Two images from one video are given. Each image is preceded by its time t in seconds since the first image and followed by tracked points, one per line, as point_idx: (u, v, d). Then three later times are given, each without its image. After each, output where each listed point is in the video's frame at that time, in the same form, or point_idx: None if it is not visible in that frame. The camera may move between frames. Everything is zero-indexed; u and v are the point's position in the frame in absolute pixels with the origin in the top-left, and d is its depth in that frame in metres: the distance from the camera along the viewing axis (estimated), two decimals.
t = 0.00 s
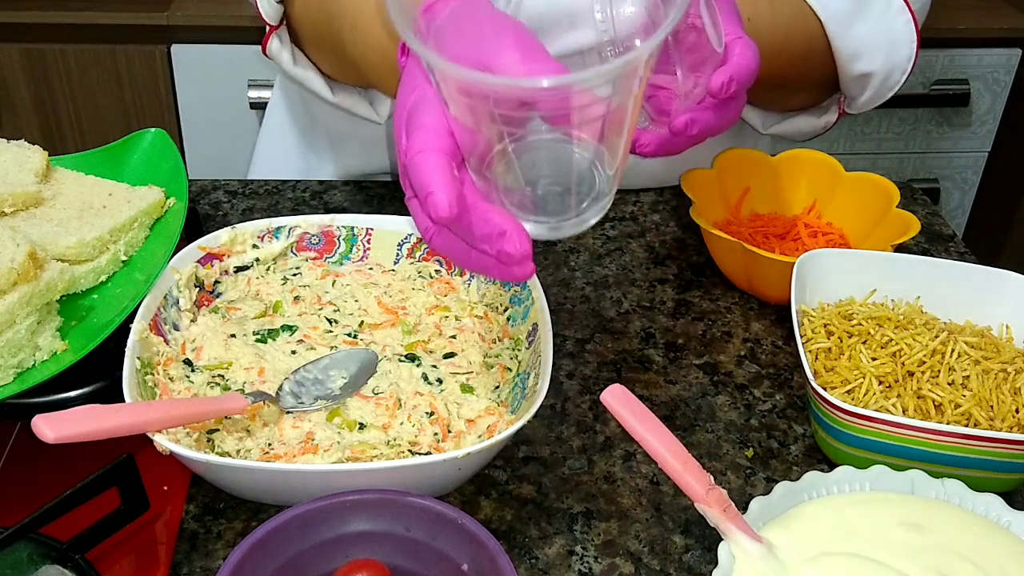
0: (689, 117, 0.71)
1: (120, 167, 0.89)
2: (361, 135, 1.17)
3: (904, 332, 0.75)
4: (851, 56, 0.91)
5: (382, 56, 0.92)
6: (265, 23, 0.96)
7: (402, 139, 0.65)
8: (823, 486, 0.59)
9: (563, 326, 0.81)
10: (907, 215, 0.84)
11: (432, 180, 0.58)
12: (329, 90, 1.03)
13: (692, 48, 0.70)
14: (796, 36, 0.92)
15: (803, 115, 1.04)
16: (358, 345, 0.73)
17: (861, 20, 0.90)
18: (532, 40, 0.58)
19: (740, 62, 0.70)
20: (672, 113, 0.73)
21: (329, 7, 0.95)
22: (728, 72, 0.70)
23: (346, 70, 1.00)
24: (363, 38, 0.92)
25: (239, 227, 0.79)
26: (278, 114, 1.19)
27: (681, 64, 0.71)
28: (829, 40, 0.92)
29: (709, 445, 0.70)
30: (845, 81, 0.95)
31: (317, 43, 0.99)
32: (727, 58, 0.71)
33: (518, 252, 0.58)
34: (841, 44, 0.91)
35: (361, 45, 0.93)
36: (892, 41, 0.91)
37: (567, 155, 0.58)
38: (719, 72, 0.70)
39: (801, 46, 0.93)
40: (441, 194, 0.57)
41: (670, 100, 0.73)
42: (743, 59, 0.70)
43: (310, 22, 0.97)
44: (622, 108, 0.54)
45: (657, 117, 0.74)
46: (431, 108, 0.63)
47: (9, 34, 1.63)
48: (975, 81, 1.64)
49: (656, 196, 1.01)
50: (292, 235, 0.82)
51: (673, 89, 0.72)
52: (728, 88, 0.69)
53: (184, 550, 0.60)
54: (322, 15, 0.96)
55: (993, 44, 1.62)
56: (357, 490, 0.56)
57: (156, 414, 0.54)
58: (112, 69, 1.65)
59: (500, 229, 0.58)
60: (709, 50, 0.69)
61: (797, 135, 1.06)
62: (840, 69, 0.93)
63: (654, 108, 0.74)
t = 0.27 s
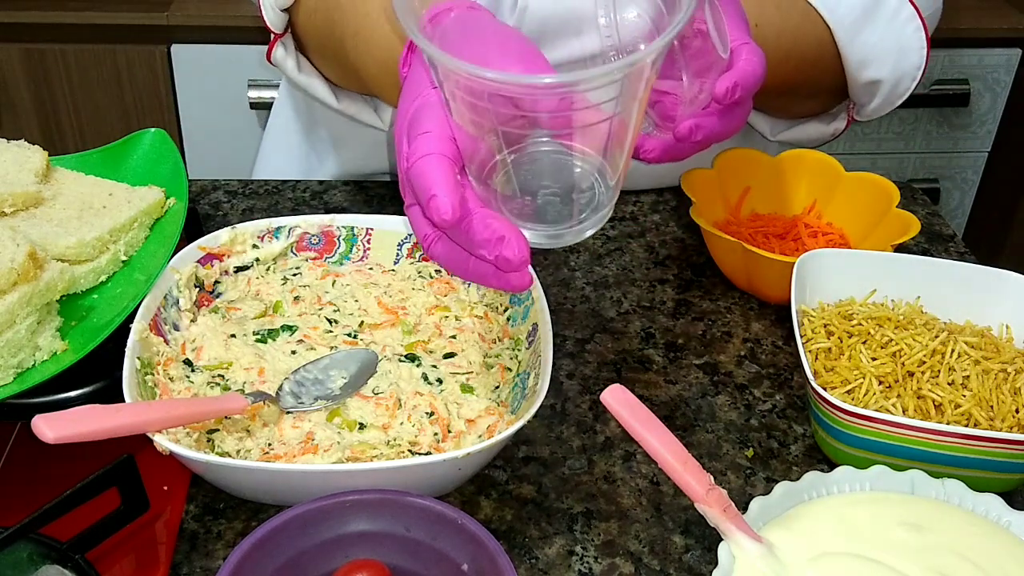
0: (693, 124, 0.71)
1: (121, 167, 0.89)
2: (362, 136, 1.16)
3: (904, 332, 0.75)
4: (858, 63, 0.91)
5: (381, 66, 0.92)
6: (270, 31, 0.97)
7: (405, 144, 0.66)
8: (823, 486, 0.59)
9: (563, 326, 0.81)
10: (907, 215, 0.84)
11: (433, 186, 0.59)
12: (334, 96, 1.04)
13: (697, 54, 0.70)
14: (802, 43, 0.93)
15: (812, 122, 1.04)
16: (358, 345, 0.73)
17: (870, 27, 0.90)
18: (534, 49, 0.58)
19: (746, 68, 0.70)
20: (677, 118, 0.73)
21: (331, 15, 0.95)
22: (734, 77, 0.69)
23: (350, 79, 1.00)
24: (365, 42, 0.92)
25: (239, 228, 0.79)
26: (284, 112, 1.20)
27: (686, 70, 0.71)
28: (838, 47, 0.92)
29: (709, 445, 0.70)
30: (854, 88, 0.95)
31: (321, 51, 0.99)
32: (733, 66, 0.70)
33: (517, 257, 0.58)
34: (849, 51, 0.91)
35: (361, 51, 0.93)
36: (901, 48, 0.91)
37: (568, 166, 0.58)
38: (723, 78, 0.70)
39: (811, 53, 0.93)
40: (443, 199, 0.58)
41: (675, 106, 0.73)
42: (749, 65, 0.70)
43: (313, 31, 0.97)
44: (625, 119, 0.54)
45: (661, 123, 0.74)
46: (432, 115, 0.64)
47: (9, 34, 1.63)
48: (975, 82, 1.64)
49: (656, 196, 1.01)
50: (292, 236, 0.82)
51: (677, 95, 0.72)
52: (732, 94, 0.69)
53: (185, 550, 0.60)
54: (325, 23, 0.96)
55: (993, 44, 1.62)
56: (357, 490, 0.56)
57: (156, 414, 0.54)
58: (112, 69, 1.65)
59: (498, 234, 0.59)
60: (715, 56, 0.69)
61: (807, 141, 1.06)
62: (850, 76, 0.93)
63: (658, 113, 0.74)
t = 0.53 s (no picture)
0: (694, 133, 0.71)
1: (121, 167, 0.89)
2: (364, 136, 1.15)
3: (904, 332, 0.75)
4: (862, 68, 0.92)
5: (382, 67, 0.92)
6: (271, 35, 0.97)
7: (410, 139, 0.65)
8: (823, 486, 0.59)
9: (563, 326, 0.81)
10: (907, 216, 0.84)
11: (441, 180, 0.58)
12: (334, 99, 1.03)
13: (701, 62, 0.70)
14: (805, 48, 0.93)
15: (815, 126, 1.04)
16: (358, 345, 0.73)
17: (874, 30, 0.90)
18: (538, 49, 0.59)
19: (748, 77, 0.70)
20: (679, 125, 0.73)
21: (334, 15, 0.95)
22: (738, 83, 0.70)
23: (350, 82, 1.00)
24: (367, 46, 0.92)
25: (239, 227, 0.79)
26: (287, 115, 1.20)
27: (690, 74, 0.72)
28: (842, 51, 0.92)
29: (709, 445, 0.70)
30: (857, 91, 0.95)
31: (323, 54, 0.99)
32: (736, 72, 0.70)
33: (523, 251, 0.58)
34: (854, 55, 0.91)
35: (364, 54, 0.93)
36: (906, 51, 0.91)
37: (573, 162, 0.60)
38: (726, 85, 0.70)
39: (813, 56, 0.93)
40: (453, 193, 0.57)
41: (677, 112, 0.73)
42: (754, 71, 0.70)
43: (314, 33, 0.97)
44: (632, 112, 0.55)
45: (664, 128, 0.75)
46: (439, 110, 0.63)
47: (9, 34, 1.63)
48: (975, 82, 1.64)
49: (656, 196, 1.01)
50: (292, 236, 0.82)
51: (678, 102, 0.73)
52: (734, 103, 0.70)
53: (185, 550, 0.60)
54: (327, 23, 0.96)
55: (993, 44, 1.62)
56: (357, 490, 0.56)
57: (156, 414, 0.54)
58: (112, 69, 1.65)
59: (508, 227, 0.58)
60: (718, 63, 0.69)
61: (810, 146, 1.05)
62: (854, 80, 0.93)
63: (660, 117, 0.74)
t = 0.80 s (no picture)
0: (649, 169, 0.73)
1: (121, 167, 0.89)
2: (362, 133, 1.15)
3: (904, 332, 0.75)
4: (863, 73, 0.91)
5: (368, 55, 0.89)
6: (262, 29, 0.97)
7: (416, 103, 0.59)
8: (823, 487, 0.59)
9: (563, 326, 0.81)
10: (907, 215, 0.84)
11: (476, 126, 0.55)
12: (329, 91, 1.04)
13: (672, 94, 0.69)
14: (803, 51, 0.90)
15: (818, 125, 1.05)
16: (358, 345, 0.73)
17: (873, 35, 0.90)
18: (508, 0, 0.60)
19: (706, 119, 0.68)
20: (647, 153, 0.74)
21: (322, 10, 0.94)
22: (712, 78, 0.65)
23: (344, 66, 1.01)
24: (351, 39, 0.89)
25: (239, 227, 0.79)
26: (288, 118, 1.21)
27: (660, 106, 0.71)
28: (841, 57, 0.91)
29: (709, 445, 0.70)
30: (857, 93, 0.95)
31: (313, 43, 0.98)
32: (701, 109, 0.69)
33: (557, 185, 0.56)
34: (855, 60, 0.90)
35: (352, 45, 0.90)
36: (906, 51, 0.91)
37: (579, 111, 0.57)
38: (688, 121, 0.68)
39: (812, 62, 0.91)
40: (496, 136, 0.55)
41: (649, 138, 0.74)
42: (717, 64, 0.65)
43: (304, 17, 0.96)
44: (628, 66, 0.56)
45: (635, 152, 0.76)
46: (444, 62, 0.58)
47: (9, 34, 1.63)
48: (975, 82, 1.64)
49: (656, 196, 1.01)
50: (292, 235, 0.82)
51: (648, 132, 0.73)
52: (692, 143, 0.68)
53: (185, 550, 0.60)
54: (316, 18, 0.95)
55: (993, 44, 1.62)
56: (357, 490, 0.56)
57: (156, 415, 0.54)
58: (112, 69, 1.65)
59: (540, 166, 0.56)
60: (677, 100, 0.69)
61: (814, 144, 1.06)
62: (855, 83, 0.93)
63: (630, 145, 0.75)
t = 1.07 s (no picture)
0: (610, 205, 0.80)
1: (121, 167, 0.89)
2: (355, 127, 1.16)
3: (904, 332, 0.75)
4: (861, 81, 0.93)
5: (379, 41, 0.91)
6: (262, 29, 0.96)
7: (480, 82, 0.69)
8: (823, 487, 0.59)
9: (563, 326, 0.81)
10: (907, 216, 0.84)
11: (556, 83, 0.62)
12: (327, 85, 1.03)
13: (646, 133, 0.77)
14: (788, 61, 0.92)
15: (816, 126, 1.07)
16: (358, 345, 0.73)
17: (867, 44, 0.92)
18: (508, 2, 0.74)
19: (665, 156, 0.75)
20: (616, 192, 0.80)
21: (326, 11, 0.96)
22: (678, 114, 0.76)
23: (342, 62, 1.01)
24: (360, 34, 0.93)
25: (239, 227, 0.79)
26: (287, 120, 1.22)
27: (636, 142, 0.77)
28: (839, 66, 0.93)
29: (709, 445, 0.69)
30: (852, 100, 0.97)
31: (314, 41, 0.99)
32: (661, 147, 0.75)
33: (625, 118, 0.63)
34: (852, 69, 0.92)
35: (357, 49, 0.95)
36: (901, 60, 0.93)
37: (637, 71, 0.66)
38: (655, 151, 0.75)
39: (807, 72, 0.93)
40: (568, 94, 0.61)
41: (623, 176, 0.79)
42: (680, 90, 0.77)
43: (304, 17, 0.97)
44: None
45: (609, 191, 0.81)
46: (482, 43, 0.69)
47: (10, 35, 1.63)
48: (975, 82, 1.64)
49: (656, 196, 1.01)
50: (292, 235, 0.82)
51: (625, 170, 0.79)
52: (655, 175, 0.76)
53: (185, 550, 0.60)
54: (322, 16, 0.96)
55: (992, 44, 1.62)
56: (357, 490, 0.56)
57: (156, 414, 0.54)
58: (112, 69, 1.65)
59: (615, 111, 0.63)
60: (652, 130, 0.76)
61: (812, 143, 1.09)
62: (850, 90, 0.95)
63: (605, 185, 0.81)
